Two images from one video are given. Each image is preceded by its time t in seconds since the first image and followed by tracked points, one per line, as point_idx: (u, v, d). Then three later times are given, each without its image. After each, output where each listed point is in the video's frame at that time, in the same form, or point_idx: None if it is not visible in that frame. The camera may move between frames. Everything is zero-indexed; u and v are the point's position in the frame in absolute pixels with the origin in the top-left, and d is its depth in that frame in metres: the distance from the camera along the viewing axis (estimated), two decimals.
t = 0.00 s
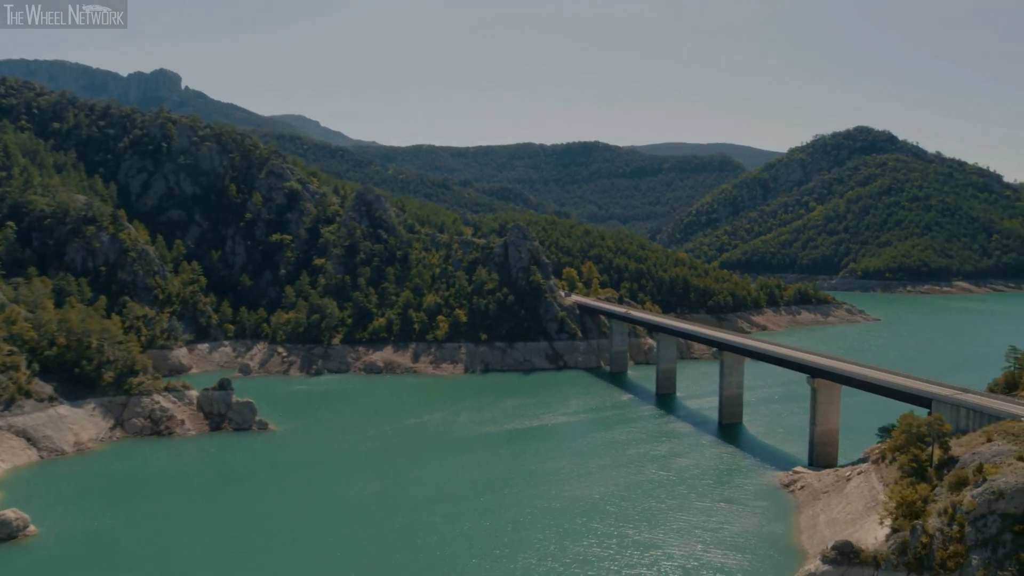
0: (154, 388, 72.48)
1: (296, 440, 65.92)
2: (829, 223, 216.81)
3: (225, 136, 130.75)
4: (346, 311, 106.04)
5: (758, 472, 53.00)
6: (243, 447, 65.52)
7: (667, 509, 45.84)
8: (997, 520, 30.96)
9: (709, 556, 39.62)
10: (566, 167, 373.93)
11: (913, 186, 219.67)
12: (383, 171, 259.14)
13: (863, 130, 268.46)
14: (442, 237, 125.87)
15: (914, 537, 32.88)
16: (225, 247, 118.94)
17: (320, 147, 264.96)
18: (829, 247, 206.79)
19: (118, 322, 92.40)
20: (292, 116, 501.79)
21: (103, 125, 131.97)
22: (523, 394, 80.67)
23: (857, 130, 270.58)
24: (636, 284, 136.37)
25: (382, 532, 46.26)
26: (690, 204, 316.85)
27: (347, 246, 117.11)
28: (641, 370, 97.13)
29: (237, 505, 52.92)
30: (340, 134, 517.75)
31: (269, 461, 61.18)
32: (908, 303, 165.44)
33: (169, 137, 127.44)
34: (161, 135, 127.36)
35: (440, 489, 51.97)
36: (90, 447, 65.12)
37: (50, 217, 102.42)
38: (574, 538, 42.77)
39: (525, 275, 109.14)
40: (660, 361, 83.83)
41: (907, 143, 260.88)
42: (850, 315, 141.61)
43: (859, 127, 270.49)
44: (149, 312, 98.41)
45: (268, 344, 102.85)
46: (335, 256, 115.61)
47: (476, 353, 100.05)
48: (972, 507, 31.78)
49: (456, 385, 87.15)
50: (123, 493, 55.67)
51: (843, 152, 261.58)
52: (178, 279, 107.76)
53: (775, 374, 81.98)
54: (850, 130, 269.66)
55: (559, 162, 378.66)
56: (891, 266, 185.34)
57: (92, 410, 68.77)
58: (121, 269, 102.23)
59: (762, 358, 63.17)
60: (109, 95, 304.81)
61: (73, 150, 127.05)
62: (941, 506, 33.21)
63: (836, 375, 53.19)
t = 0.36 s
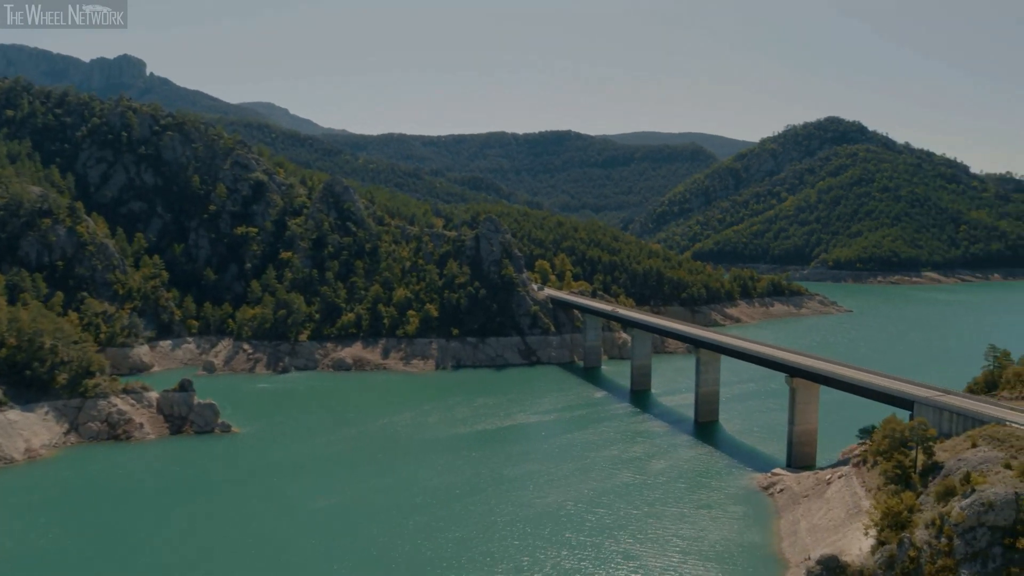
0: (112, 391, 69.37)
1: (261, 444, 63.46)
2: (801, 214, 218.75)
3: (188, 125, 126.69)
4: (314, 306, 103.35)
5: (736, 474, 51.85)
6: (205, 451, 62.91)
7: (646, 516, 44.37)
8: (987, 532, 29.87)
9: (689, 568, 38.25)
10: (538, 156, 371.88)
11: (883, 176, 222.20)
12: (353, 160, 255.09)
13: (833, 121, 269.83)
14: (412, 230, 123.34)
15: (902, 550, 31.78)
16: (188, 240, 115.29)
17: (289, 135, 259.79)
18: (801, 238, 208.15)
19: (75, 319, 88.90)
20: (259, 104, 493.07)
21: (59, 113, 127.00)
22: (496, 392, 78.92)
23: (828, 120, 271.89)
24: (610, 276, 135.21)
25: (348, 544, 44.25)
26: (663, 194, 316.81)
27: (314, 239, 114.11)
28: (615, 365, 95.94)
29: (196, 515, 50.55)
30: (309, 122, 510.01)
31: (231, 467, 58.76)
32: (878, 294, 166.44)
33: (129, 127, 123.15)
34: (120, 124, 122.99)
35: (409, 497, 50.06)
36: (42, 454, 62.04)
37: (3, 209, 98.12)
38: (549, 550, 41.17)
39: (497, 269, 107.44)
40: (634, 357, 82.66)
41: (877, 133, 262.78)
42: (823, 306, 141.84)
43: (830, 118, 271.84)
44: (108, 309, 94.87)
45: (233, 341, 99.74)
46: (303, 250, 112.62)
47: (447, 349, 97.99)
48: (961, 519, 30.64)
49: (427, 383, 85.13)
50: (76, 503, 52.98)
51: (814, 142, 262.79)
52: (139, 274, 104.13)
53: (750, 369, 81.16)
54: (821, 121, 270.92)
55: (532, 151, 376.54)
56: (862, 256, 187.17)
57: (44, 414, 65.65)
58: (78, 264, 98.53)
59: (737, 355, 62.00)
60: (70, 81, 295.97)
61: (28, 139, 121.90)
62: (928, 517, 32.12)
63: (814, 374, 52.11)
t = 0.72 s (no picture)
0: (67, 393, 66.13)
1: (225, 448, 61.00)
2: (773, 204, 220.24)
3: (149, 113, 122.56)
4: (281, 301, 100.60)
5: (715, 476, 50.72)
6: (166, 457, 60.27)
7: (625, 524, 42.87)
8: (978, 545, 28.89)
9: None
10: (510, 145, 369.51)
11: (855, 167, 224.46)
12: (323, 149, 250.72)
13: (805, 111, 271.00)
14: (383, 222, 120.77)
15: (891, 564, 30.68)
16: (150, 233, 111.55)
17: (257, 123, 254.46)
18: (773, 228, 209.01)
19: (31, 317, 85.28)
20: (226, 90, 484.40)
21: (14, 99, 121.96)
22: (469, 390, 77.14)
23: (799, 110, 272.98)
24: (584, 268, 134.14)
25: (314, 556, 42.24)
26: (635, 183, 316.40)
27: (281, 232, 110.99)
28: (590, 361, 94.74)
29: (155, 525, 48.15)
30: (278, 110, 502.19)
31: (193, 474, 56.28)
32: (849, 285, 167.41)
33: (88, 115, 118.75)
34: (78, 112, 118.52)
35: (380, 504, 48.18)
36: None
37: None
38: (525, 561, 39.60)
39: (469, 262, 105.58)
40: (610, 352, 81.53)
41: (848, 124, 264.44)
42: (796, 298, 142.04)
43: (802, 108, 272.97)
44: (65, 305, 91.29)
45: (197, 338, 96.51)
46: (270, 243, 109.52)
47: (418, 345, 95.94)
48: (952, 532, 29.59)
49: (399, 380, 83.10)
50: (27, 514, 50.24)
51: (785, 132, 263.79)
52: (98, 269, 100.39)
53: (727, 364, 80.29)
54: (793, 111, 271.95)
55: (504, 140, 374.09)
56: (834, 247, 188.60)
57: None
58: (34, 259, 94.67)
59: (714, 352, 60.89)
60: (30, 66, 287.22)
61: None
62: (917, 529, 31.07)
63: (793, 373, 51.11)
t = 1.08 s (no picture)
0: (20, 398, 62.37)
1: (188, 454, 58.42)
2: (744, 194, 220.82)
3: (108, 102, 118.32)
4: (248, 297, 97.78)
5: (695, 478, 49.56)
6: (125, 463, 57.56)
7: (606, 532, 41.50)
8: (971, 559, 27.99)
9: None
10: (482, 134, 366.74)
11: (825, 157, 225.76)
12: (292, 138, 246.08)
13: (776, 101, 271.83)
14: (352, 215, 118.03)
15: None
16: (111, 227, 107.72)
17: (223, 112, 248.79)
18: (745, 218, 209.61)
19: None
20: (192, 78, 475.26)
21: None
22: (442, 388, 75.37)
23: (771, 100, 273.81)
24: (557, 260, 132.90)
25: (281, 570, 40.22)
26: (608, 173, 315.66)
27: (248, 225, 107.75)
28: (565, 356, 93.43)
29: (112, 537, 45.71)
30: (246, 98, 493.55)
31: (153, 482, 53.76)
32: (821, 276, 168.25)
33: (44, 103, 114.11)
34: (33, 100, 113.79)
35: (350, 512, 46.26)
36: None
37: None
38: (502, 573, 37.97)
39: (441, 256, 103.54)
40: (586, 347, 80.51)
41: (819, 114, 265.84)
42: (770, 289, 142.13)
43: (773, 97, 273.82)
44: (21, 302, 87.60)
45: (160, 335, 93.22)
46: (235, 236, 106.28)
47: (390, 341, 93.80)
48: (944, 545, 28.62)
49: (370, 378, 81.02)
50: None
51: (757, 122, 264.48)
52: (55, 264, 96.60)
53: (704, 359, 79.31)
54: (764, 101, 272.68)
55: (476, 129, 371.11)
56: (805, 237, 189.59)
57: None
58: None
59: (692, 350, 59.75)
60: None
61: None
62: (908, 542, 30.09)
63: (773, 373, 50.12)
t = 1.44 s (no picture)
0: None
1: (148, 460, 55.73)
2: (716, 182, 221.22)
3: (64, 89, 113.75)
4: (212, 292, 94.73)
5: (676, 481, 48.43)
6: (81, 471, 54.68)
7: (587, 540, 40.06)
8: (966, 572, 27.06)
9: None
10: (453, 121, 363.21)
11: (795, 146, 226.76)
12: (258, 125, 240.46)
13: (747, 89, 272.35)
14: (320, 206, 115.18)
15: None
16: (68, 220, 103.65)
17: (186, 98, 242.33)
18: (716, 207, 210.00)
19: None
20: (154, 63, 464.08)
21: None
22: (414, 386, 73.46)
23: (741, 88, 274.30)
24: (530, 252, 131.59)
25: None
26: (579, 161, 314.44)
27: (212, 218, 104.38)
28: (538, 350, 92.09)
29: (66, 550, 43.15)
30: (210, 83, 483.27)
31: (111, 490, 51.14)
32: (792, 265, 168.99)
33: None
34: None
35: (320, 522, 44.30)
36: None
37: None
38: None
39: (412, 248, 101.37)
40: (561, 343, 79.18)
41: (789, 102, 267.03)
42: (743, 279, 142.14)
43: (744, 86, 274.33)
44: None
45: (120, 332, 89.64)
46: (199, 229, 102.85)
47: (360, 336, 91.49)
48: (938, 559, 27.63)
49: (340, 376, 78.83)
50: None
51: (728, 110, 264.87)
52: (9, 259, 92.54)
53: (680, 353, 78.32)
54: (735, 89, 273.09)
55: (446, 116, 367.26)
56: (777, 226, 190.49)
57: None
58: None
59: (670, 347, 58.51)
60: None
61: None
62: (900, 553, 29.07)
63: (754, 372, 49.00)
